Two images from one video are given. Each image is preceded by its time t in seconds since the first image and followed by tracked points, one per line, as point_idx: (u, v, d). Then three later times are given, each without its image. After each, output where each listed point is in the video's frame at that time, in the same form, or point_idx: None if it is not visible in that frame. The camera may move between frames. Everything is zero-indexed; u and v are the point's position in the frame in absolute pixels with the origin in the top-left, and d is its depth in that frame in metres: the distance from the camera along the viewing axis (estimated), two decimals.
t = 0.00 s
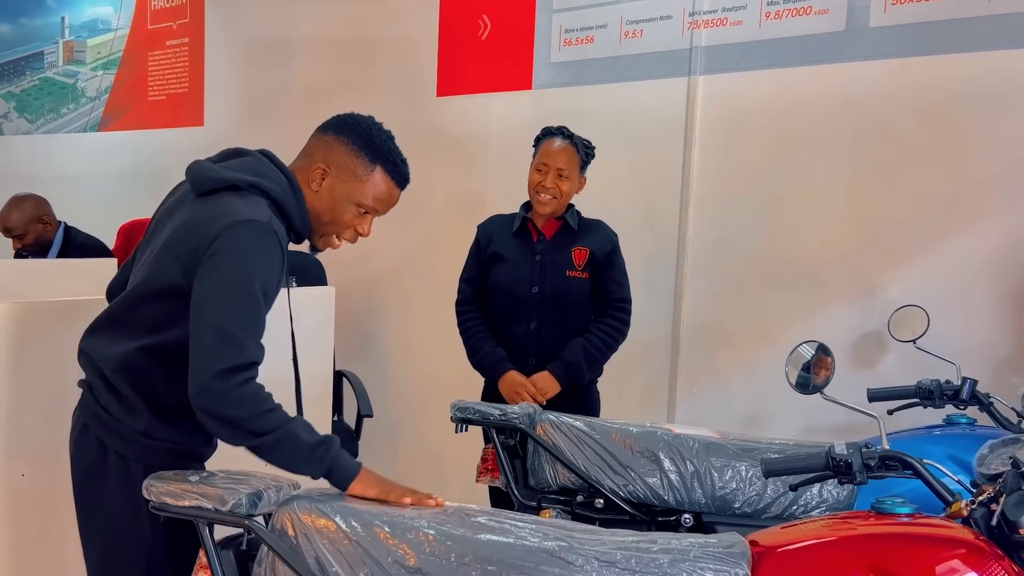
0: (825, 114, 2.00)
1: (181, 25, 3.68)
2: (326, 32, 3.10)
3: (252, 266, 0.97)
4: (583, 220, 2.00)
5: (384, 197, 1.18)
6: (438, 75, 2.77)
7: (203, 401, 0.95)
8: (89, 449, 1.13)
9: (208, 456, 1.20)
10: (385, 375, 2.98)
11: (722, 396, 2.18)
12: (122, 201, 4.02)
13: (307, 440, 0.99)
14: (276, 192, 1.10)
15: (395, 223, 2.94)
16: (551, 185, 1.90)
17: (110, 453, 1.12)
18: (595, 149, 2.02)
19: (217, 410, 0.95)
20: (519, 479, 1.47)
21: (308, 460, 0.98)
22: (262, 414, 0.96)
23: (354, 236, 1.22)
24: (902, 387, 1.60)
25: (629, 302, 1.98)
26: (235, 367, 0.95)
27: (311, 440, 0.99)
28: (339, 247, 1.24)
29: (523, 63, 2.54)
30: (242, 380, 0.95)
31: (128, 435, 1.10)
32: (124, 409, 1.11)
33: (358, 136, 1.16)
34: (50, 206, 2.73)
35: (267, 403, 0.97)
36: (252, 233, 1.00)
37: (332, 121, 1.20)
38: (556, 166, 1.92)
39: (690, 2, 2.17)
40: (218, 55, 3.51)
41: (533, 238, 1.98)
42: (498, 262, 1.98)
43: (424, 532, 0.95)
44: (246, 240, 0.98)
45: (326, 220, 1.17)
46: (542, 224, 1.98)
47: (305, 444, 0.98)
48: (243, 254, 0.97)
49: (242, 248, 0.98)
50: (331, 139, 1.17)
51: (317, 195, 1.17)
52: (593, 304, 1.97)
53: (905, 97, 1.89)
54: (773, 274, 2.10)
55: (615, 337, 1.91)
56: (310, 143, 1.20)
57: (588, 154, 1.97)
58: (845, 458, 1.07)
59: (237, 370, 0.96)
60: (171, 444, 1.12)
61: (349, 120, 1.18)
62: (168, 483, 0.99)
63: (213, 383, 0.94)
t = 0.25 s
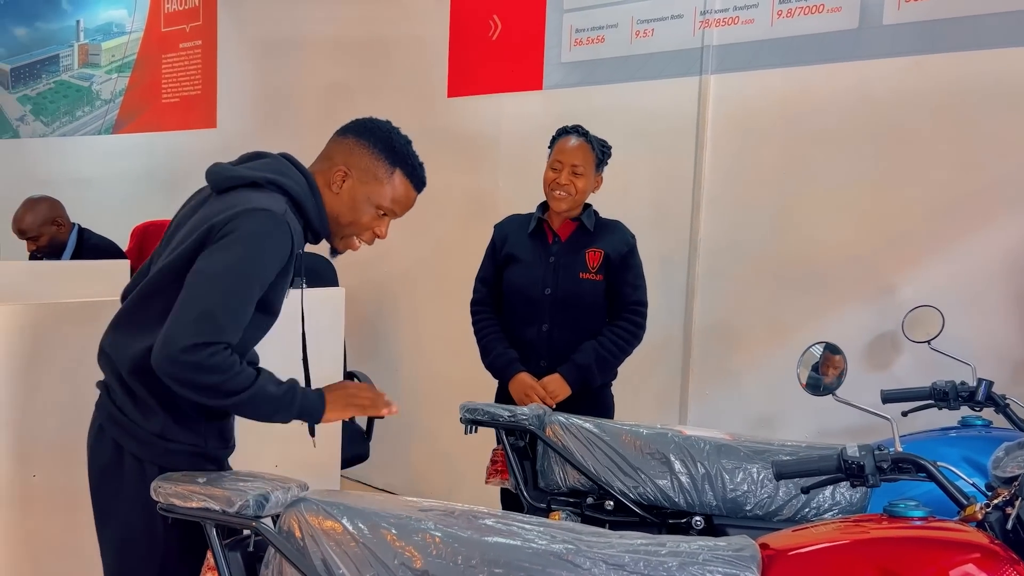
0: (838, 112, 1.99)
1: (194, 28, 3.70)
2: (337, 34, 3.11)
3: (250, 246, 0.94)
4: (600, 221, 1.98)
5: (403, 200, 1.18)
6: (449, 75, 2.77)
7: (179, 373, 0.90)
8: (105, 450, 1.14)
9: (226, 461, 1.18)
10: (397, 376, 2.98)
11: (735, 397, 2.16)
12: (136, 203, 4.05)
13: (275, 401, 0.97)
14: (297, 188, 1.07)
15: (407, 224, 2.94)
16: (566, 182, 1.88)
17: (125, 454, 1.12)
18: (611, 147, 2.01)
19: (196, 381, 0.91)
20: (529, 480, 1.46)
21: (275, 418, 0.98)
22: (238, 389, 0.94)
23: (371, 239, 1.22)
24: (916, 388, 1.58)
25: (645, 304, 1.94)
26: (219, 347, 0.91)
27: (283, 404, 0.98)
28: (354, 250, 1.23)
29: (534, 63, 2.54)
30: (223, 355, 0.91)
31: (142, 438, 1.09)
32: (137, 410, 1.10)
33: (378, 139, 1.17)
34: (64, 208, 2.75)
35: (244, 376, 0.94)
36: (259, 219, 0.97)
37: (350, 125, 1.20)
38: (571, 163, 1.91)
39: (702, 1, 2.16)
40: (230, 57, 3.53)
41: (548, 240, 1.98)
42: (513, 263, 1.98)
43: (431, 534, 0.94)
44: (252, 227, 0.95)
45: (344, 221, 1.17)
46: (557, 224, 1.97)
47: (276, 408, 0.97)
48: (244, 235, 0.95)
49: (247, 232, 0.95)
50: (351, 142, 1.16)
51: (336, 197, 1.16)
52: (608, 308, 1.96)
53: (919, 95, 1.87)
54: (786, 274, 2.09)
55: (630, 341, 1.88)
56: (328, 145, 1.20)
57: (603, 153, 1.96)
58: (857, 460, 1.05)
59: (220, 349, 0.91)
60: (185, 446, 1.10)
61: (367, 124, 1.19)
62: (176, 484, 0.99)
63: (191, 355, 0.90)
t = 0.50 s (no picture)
0: (849, 111, 1.97)
1: (205, 30, 3.72)
2: (347, 35, 3.11)
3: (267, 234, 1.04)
4: (614, 221, 1.96)
5: (434, 210, 1.25)
6: (458, 76, 2.77)
7: (178, 338, 1.00)
8: (138, 435, 1.23)
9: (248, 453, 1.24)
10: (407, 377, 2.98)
11: (745, 398, 2.15)
12: (148, 205, 4.08)
13: (255, 387, 1.05)
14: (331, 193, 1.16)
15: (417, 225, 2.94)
16: (576, 185, 1.88)
17: (151, 440, 1.20)
18: (618, 142, 1.98)
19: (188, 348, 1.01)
20: (536, 482, 1.46)
21: (252, 402, 1.05)
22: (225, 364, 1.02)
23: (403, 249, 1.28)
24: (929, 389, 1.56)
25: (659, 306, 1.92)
26: (216, 319, 1.01)
27: (262, 392, 1.06)
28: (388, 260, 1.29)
29: (543, 63, 2.53)
30: (216, 327, 1.01)
31: (165, 425, 1.17)
32: (162, 399, 1.18)
33: (410, 153, 1.24)
34: (76, 209, 2.76)
35: (235, 354, 1.03)
36: (283, 212, 1.07)
37: (384, 143, 1.29)
38: (580, 165, 1.90)
39: None
40: (241, 58, 3.54)
41: (562, 240, 1.97)
42: (526, 263, 1.97)
43: (435, 536, 0.94)
44: (275, 218, 1.06)
45: (378, 229, 1.23)
46: (571, 226, 1.96)
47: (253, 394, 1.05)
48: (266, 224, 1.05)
49: (270, 220, 1.05)
50: (387, 155, 1.24)
51: (371, 207, 1.23)
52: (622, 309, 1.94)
53: (932, 92, 1.85)
54: (796, 274, 2.07)
55: (643, 343, 1.87)
56: (364, 162, 1.28)
57: (611, 149, 1.94)
58: (867, 462, 1.04)
59: (216, 321, 1.01)
60: (204, 436, 1.17)
61: (402, 140, 1.27)
62: (181, 484, 0.99)
63: (190, 318, 1.00)
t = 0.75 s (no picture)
0: (859, 109, 1.95)
1: (215, 32, 3.73)
2: (356, 35, 3.12)
3: (340, 254, 1.14)
4: (626, 221, 1.94)
5: (468, 241, 1.29)
6: (466, 76, 2.77)
7: (305, 363, 1.08)
8: (155, 425, 1.30)
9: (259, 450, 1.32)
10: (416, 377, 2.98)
11: (755, 399, 2.13)
12: (159, 206, 4.10)
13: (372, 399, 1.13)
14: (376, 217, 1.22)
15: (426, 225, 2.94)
16: (587, 192, 1.86)
17: (169, 428, 1.28)
18: (627, 139, 1.93)
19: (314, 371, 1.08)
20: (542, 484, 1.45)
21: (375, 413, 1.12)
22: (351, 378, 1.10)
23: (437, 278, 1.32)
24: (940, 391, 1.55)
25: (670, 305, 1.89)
26: (336, 337, 1.10)
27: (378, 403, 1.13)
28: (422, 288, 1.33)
29: (551, 63, 2.53)
30: (343, 345, 1.10)
31: (186, 415, 1.25)
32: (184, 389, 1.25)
33: (447, 187, 1.30)
34: (86, 211, 2.78)
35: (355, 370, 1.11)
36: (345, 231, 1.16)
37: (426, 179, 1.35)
38: (591, 170, 1.88)
39: None
40: (251, 60, 3.55)
41: (572, 240, 1.95)
42: (535, 263, 1.96)
43: (437, 538, 0.93)
44: (342, 237, 1.15)
45: (413, 256, 1.29)
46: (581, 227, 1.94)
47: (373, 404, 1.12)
48: (336, 245, 1.14)
49: (335, 242, 1.14)
50: (425, 189, 1.31)
51: (408, 235, 1.29)
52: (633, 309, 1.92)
53: (943, 90, 1.83)
54: (805, 274, 2.05)
55: (654, 346, 1.85)
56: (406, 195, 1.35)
57: (623, 151, 1.90)
58: (876, 464, 1.02)
59: (337, 339, 1.10)
60: (222, 428, 1.25)
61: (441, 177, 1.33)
62: (184, 485, 0.99)
63: (315, 341, 1.08)
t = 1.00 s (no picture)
0: (868, 108, 1.93)
1: (224, 34, 3.74)
2: (364, 36, 3.12)
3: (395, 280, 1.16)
4: (636, 222, 1.92)
5: (484, 260, 1.29)
6: (473, 77, 2.76)
7: (407, 397, 1.10)
8: (162, 421, 1.30)
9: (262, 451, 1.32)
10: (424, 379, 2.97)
11: (764, 401, 2.11)
12: (169, 208, 4.12)
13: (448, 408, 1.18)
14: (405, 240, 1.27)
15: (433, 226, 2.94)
16: (597, 194, 1.85)
17: (174, 425, 1.28)
18: (639, 141, 1.92)
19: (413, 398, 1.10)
20: (546, 486, 1.43)
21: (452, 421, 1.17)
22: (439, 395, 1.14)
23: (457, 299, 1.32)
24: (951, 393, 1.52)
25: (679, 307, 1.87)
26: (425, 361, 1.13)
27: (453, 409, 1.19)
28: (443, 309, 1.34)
29: (558, 63, 2.51)
30: (433, 367, 1.13)
31: (191, 415, 1.25)
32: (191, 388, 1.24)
33: (462, 207, 1.31)
34: (93, 213, 2.79)
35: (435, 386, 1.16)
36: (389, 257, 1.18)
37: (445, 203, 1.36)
38: (602, 172, 1.86)
39: None
40: (259, 61, 3.56)
41: (581, 242, 1.93)
42: (544, 264, 1.95)
43: (436, 542, 0.92)
44: (390, 263, 1.17)
45: (430, 277, 1.30)
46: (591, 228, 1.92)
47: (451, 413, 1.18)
48: (389, 272, 1.16)
49: (387, 270, 1.16)
50: (440, 211, 1.32)
51: (424, 256, 1.31)
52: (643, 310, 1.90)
53: (954, 88, 1.81)
54: (814, 275, 2.03)
55: (664, 348, 1.83)
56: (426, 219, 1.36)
57: (634, 152, 1.89)
58: (883, 468, 1.01)
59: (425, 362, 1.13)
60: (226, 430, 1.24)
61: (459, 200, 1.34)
62: (182, 488, 0.99)
63: (416, 371, 1.10)
